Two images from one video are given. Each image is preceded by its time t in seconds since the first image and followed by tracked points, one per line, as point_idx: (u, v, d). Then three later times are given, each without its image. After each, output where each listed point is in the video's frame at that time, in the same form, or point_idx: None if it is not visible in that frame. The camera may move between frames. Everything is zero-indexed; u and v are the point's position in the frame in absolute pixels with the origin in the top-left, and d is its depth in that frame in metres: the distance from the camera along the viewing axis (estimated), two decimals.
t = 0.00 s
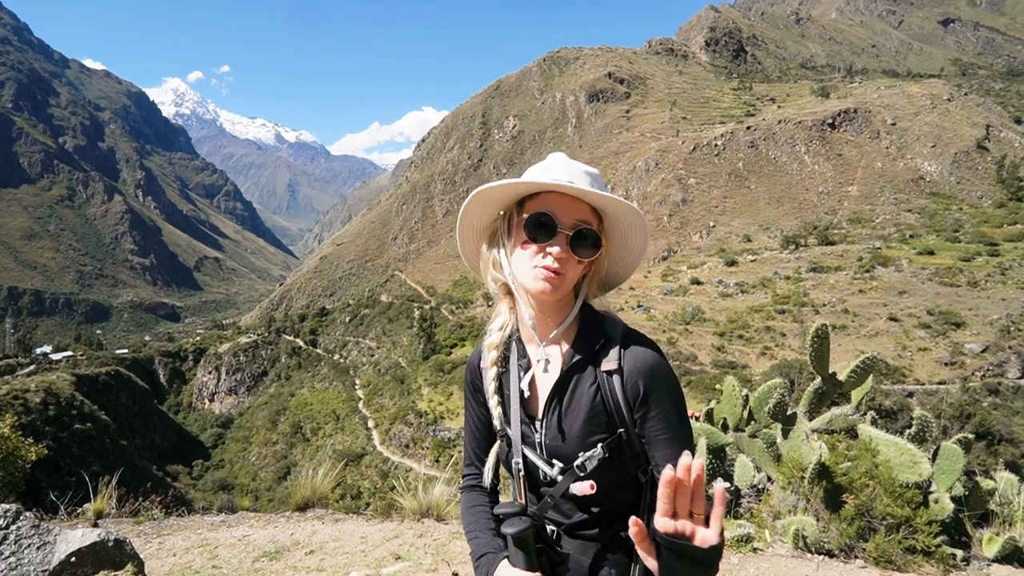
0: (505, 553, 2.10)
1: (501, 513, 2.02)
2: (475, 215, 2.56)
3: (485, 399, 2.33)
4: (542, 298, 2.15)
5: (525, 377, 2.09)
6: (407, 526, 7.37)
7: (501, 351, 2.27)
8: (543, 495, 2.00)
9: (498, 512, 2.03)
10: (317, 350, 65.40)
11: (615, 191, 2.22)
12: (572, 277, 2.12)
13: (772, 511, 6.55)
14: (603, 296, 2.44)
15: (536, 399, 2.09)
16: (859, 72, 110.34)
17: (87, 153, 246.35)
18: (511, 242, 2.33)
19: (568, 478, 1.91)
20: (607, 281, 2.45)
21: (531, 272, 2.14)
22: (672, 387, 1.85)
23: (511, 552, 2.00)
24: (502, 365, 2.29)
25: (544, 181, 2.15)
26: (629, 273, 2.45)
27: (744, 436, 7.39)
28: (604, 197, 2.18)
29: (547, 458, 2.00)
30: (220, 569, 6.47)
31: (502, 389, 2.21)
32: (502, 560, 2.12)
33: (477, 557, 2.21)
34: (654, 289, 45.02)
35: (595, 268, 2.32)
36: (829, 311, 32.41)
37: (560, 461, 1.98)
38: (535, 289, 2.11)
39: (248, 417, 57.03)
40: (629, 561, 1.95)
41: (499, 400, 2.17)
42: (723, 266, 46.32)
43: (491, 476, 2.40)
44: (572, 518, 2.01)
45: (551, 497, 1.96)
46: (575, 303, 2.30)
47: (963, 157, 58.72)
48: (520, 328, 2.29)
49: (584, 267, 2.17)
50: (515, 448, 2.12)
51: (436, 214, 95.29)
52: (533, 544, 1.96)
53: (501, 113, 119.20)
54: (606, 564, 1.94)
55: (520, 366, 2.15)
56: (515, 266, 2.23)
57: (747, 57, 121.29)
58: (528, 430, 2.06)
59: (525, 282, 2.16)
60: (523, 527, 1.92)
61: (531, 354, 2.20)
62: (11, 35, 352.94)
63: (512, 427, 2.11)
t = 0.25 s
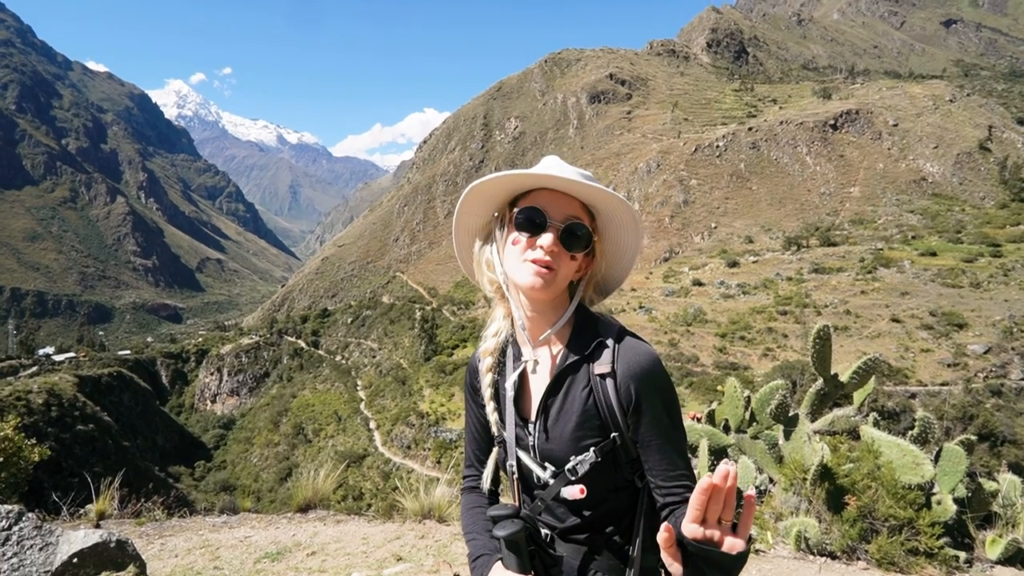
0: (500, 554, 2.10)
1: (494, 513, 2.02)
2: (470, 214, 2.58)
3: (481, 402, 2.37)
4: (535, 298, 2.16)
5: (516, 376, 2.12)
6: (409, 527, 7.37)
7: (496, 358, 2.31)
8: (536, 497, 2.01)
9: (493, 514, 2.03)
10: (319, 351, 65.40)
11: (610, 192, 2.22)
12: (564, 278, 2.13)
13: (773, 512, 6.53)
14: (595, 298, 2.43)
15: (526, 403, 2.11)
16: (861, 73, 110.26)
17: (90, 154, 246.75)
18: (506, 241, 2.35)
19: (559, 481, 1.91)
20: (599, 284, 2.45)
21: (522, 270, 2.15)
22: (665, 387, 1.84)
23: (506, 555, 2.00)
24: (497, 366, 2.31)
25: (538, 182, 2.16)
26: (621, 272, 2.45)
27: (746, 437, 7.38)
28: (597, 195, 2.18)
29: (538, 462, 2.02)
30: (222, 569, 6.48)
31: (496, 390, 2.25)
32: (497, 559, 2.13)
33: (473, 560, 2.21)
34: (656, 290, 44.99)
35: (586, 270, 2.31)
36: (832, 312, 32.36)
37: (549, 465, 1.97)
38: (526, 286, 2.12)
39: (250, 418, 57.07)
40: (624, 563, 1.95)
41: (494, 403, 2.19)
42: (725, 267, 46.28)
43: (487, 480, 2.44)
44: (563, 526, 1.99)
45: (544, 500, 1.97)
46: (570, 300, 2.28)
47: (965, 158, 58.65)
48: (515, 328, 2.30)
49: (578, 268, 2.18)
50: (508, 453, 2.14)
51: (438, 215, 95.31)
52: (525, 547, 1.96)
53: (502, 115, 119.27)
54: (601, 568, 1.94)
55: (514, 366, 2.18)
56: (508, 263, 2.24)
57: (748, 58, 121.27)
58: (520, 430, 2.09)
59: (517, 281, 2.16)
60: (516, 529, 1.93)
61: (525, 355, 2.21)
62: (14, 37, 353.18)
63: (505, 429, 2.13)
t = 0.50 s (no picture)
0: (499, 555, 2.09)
1: (490, 514, 2.02)
2: (467, 217, 2.60)
3: (477, 403, 2.37)
4: (530, 299, 2.17)
5: (512, 377, 2.12)
6: (408, 528, 7.37)
7: (491, 361, 2.31)
8: (533, 496, 2.01)
9: (489, 513, 2.03)
10: (319, 351, 65.35)
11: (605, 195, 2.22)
12: (558, 279, 2.13)
13: (773, 513, 6.52)
14: (590, 299, 2.42)
15: (521, 405, 2.11)
16: (862, 74, 110.21)
17: (91, 154, 246.86)
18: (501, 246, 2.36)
19: (555, 481, 1.92)
20: (596, 285, 2.44)
21: (516, 273, 2.16)
22: (660, 388, 1.84)
23: (503, 556, 1.98)
24: (493, 367, 2.32)
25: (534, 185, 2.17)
26: (618, 274, 2.44)
27: (746, 438, 7.36)
28: (592, 197, 2.19)
29: (535, 463, 2.01)
30: (221, 569, 6.49)
31: (492, 393, 2.26)
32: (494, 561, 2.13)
33: (470, 561, 2.22)
34: (656, 291, 44.97)
35: (581, 271, 2.31)
36: (832, 313, 32.34)
37: (545, 466, 1.97)
38: (523, 289, 2.12)
39: (250, 418, 57.06)
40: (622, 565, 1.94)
41: (492, 402, 2.21)
42: (725, 268, 46.27)
43: (485, 482, 2.44)
44: (558, 529, 1.99)
45: (540, 499, 1.97)
46: (566, 302, 2.28)
47: (966, 159, 58.61)
48: (510, 330, 2.31)
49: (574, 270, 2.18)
50: (504, 455, 2.14)
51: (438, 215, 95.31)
52: (520, 548, 1.95)
53: (503, 115, 119.26)
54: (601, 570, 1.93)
55: (509, 369, 2.18)
56: (504, 266, 2.25)
57: (749, 59, 121.26)
58: (516, 433, 2.08)
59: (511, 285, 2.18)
60: (512, 531, 1.90)
61: (521, 358, 2.22)
62: (15, 37, 353.12)
63: (501, 430, 2.15)
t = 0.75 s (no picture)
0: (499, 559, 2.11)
1: (492, 514, 2.00)
2: (463, 219, 2.59)
3: (477, 407, 2.37)
4: (528, 301, 2.18)
5: (513, 382, 2.11)
6: (408, 530, 7.37)
7: (491, 366, 2.31)
8: (534, 500, 2.00)
9: (491, 516, 2.00)
10: (319, 353, 65.30)
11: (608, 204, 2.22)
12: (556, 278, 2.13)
13: (774, 516, 6.52)
14: (589, 300, 2.41)
15: (521, 408, 2.10)
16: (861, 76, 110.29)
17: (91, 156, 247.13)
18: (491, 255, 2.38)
19: (557, 485, 1.91)
20: (594, 288, 2.43)
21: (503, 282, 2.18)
22: (662, 394, 1.84)
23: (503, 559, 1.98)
24: (497, 367, 2.33)
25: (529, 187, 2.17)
26: (616, 277, 2.43)
27: (747, 440, 7.35)
28: (591, 201, 2.17)
29: (534, 467, 2.01)
30: (221, 572, 6.48)
31: (493, 395, 2.26)
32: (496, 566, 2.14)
33: (470, 565, 2.23)
34: (657, 293, 44.97)
35: (581, 274, 2.31)
36: (832, 315, 32.35)
37: (545, 472, 1.97)
38: (522, 295, 2.13)
39: (250, 420, 57.03)
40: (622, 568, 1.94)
41: (493, 402, 2.21)
42: (725, 270, 46.28)
43: (485, 484, 2.45)
44: (561, 532, 1.99)
45: (541, 503, 1.97)
46: (565, 306, 2.27)
47: (966, 161, 58.65)
48: (511, 334, 2.32)
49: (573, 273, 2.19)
50: (503, 458, 2.14)
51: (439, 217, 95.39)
52: (521, 551, 1.95)
53: (503, 117, 119.40)
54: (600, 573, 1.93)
55: (509, 373, 2.17)
56: (502, 272, 2.25)
57: (749, 62, 121.42)
58: (516, 437, 2.08)
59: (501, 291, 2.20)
60: (514, 532, 1.89)
61: (521, 362, 2.23)
62: (16, 39, 353.40)
63: (504, 435, 2.13)
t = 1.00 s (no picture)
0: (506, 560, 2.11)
1: (499, 518, 2.00)
2: (463, 225, 2.59)
3: (483, 407, 2.37)
4: (526, 303, 2.18)
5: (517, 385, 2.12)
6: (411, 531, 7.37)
7: (497, 367, 2.32)
8: (539, 503, 2.01)
9: (494, 519, 2.00)
10: (322, 354, 65.31)
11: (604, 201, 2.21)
12: (554, 280, 2.13)
13: (778, 518, 6.51)
14: (594, 301, 2.39)
15: (526, 410, 2.11)
16: (865, 76, 109.89)
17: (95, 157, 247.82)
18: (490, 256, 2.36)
19: (563, 486, 1.91)
20: (599, 288, 2.40)
21: (500, 285, 2.18)
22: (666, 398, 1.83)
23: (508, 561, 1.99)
24: (499, 370, 2.32)
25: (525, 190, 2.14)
26: (619, 277, 2.41)
27: (749, 442, 7.34)
28: (589, 203, 2.16)
29: (539, 469, 2.01)
30: (224, 571, 6.50)
31: (497, 397, 2.27)
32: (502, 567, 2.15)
33: (474, 566, 2.24)
34: (659, 294, 44.88)
35: (584, 274, 2.29)
36: (836, 316, 32.26)
37: (551, 474, 1.97)
38: (521, 301, 2.14)
39: (253, 420, 57.09)
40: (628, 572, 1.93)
41: (496, 402, 2.21)
42: (728, 271, 46.19)
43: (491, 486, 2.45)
44: (568, 534, 1.98)
45: (546, 506, 1.97)
46: (568, 306, 2.27)
47: (970, 162, 58.42)
48: (512, 335, 2.33)
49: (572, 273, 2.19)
50: (510, 462, 2.14)
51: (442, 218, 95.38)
52: (527, 554, 1.94)
53: (506, 118, 119.37)
54: None
55: (513, 377, 2.18)
56: (504, 277, 2.25)
57: (752, 62, 121.12)
58: (522, 440, 2.08)
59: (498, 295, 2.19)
60: (521, 534, 1.89)
61: (524, 364, 2.22)
62: (21, 40, 354.03)
63: (508, 437, 2.13)
